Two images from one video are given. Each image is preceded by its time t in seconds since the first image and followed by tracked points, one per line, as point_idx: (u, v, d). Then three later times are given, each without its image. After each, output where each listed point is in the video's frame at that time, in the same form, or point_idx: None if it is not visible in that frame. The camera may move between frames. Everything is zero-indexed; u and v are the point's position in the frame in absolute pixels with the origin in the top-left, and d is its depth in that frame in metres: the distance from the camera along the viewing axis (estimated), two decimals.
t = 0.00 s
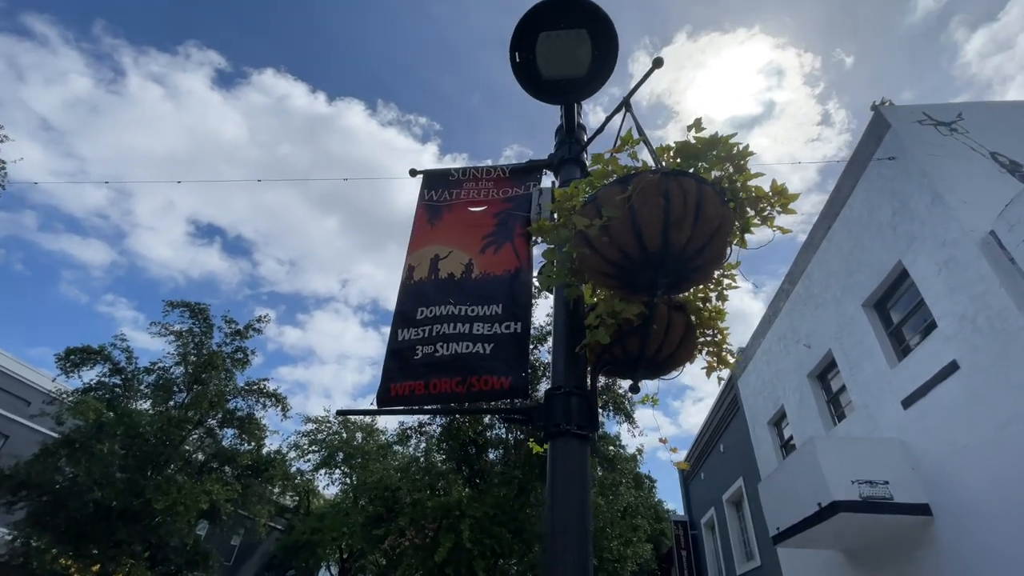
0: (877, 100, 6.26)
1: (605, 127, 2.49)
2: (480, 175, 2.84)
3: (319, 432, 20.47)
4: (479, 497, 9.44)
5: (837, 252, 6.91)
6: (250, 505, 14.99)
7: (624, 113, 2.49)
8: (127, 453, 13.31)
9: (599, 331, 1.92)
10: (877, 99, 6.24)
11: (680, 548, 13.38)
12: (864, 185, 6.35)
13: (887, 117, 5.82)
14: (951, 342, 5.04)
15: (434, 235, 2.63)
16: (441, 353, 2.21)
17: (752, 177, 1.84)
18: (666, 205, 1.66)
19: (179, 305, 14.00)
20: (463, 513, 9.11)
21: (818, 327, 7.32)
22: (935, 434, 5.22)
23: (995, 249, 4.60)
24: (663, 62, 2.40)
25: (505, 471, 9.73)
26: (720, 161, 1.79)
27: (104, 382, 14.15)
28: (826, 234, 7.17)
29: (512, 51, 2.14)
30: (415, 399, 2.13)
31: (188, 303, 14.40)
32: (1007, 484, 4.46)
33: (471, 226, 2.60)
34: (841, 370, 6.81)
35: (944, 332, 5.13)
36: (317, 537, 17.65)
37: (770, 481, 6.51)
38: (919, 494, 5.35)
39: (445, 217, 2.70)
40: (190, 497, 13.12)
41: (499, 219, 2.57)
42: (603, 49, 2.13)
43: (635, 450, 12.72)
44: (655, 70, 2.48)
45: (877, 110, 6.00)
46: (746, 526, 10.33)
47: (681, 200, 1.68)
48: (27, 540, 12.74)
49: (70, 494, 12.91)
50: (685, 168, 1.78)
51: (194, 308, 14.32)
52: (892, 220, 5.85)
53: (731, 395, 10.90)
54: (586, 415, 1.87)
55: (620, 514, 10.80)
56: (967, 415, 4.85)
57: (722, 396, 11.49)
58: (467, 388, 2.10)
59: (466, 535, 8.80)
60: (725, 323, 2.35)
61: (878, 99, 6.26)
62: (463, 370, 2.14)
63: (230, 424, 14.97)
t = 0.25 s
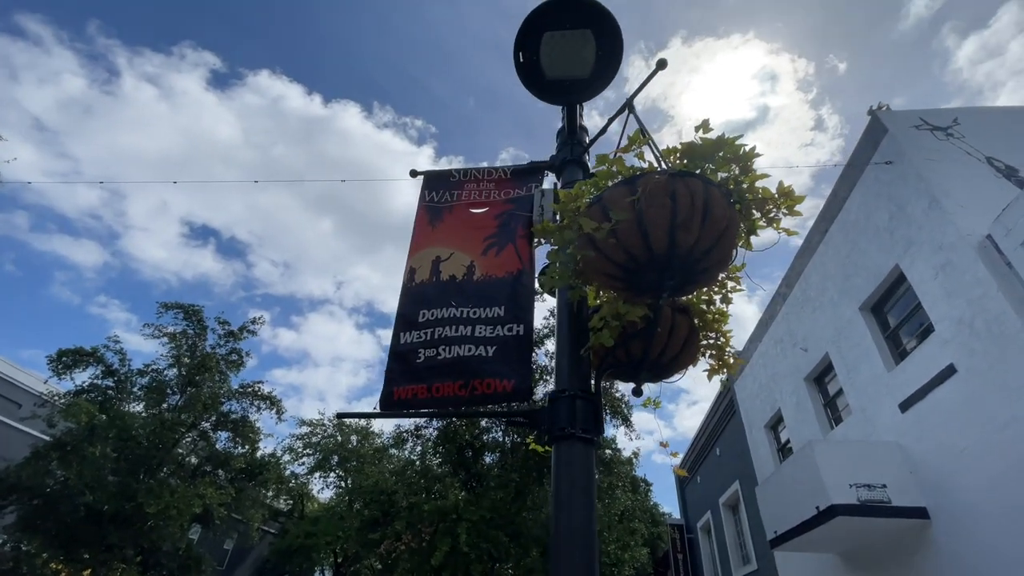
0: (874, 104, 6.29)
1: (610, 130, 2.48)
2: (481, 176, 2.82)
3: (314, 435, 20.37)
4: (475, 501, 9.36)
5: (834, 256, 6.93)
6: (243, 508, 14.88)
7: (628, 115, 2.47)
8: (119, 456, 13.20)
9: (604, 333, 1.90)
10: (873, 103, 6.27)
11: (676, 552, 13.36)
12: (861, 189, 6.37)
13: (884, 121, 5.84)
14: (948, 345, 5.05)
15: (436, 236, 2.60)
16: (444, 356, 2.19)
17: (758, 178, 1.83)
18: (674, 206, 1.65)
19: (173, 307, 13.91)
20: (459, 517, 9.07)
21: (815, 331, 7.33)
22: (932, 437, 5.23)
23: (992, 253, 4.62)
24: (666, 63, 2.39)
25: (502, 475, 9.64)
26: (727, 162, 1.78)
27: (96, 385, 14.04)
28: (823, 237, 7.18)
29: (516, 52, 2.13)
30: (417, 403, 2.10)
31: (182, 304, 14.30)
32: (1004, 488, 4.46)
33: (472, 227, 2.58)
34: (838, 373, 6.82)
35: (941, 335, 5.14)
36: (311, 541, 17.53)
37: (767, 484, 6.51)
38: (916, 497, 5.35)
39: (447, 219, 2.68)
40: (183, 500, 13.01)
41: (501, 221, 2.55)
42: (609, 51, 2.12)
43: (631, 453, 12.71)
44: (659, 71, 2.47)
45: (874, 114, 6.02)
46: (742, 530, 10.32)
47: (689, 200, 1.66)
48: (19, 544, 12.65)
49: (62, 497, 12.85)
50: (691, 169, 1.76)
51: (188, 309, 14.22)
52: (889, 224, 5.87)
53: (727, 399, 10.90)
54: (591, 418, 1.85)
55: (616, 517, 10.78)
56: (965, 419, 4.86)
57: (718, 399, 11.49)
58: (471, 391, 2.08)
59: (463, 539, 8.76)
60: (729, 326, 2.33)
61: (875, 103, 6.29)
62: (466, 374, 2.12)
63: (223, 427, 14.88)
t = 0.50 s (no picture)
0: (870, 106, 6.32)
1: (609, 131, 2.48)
2: (480, 177, 2.82)
3: (309, 436, 20.30)
4: (471, 501, 9.33)
5: (829, 257, 6.96)
6: (238, 509, 14.82)
7: (627, 115, 2.48)
8: (113, 457, 13.13)
9: (604, 335, 1.90)
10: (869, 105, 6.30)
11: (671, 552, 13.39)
12: (856, 190, 6.40)
13: (879, 124, 5.87)
14: (943, 346, 5.08)
15: (435, 236, 2.60)
16: (444, 357, 2.18)
17: (759, 179, 1.84)
18: (676, 206, 1.65)
19: (167, 307, 13.84)
20: (456, 518, 9.05)
21: (810, 332, 7.36)
22: (927, 437, 5.26)
23: (987, 254, 4.65)
24: (666, 64, 2.40)
25: (498, 475, 9.64)
26: (728, 162, 1.79)
27: (90, 385, 13.95)
28: (818, 239, 7.22)
29: (517, 53, 2.13)
30: (418, 404, 2.10)
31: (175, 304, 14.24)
32: (998, 487, 4.49)
33: (472, 227, 2.58)
34: (833, 374, 6.85)
35: (936, 336, 5.18)
36: (306, 542, 17.47)
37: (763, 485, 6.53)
38: (911, 497, 5.39)
39: (446, 219, 2.67)
40: (177, 502, 12.94)
41: (501, 221, 2.55)
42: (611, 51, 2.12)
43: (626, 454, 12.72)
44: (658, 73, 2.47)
45: (869, 117, 6.05)
46: (737, 530, 10.35)
47: (690, 201, 1.67)
48: (11, 546, 12.56)
49: (55, 497, 12.72)
50: (691, 170, 1.77)
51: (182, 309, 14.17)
52: (884, 226, 5.91)
53: (722, 399, 10.94)
54: (591, 418, 1.85)
55: (612, 517, 10.80)
56: (959, 419, 4.89)
57: (714, 399, 11.52)
58: (471, 392, 2.07)
59: (459, 540, 8.75)
60: (727, 326, 2.34)
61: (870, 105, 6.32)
62: (466, 374, 2.12)
63: (218, 427, 14.82)
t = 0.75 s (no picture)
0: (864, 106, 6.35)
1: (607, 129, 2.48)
2: (478, 176, 2.81)
3: (303, 435, 20.24)
4: (467, 499, 9.34)
5: (823, 256, 7.00)
6: (232, 509, 14.77)
7: (625, 114, 2.48)
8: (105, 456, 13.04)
9: (603, 334, 1.90)
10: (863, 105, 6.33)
11: (666, 550, 13.44)
12: (850, 190, 6.44)
13: (873, 124, 5.90)
14: (935, 345, 5.12)
15: (433, 235, 2.59)
16: (442, 356, 2.18)
17: (756, 180, 1.85)
18: (674, 205, 1.66)
19: (159, 306, 13.75)
20: (452, 517, 9.05)
21: (804, 331, 7.40)
22: (919, 435, 5.30)
23: (979, 254, 4.69)
24: (664, 63, 2.40)
25: (494, 474, 9.60)
26: (727, 162, 1.80)
27: (82, 384, 13.85)
28: (812, 238, 7.26)
29: (516, 52, 2.14)
30: (417, 404, 2.09)
31: (168, 303, 14.16)
32: (990, 485, 4.54)
33: (470, 226, 2.58)
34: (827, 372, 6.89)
35: (928, 335, 5.22)
36: (300, 541, 17.43)
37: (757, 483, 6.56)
38: (903, 495, 5.43)
39: (444, 218, 2.67)
40: (170, 501, 12.87)
41: (499, 220, 2.55)
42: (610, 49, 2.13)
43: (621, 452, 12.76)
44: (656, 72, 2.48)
45: (863, 117, 6.08)
46: (731, 528, 10.41)
47: (688, 201, 1.67)
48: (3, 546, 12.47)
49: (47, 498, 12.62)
50: (690, 170, 1.78)
51: (174, 308, 14.09)
52: (877, 226, 5.94)
53: (717, 397, 10.98)
54: (589, 417, 1.86)
55: (607, 515, 10.83)
56: (951, 418, 4.94)
57: (708, 398, 11.57)
58: (470, 391, 2.07)
59: (455, 539, 8.75)
60: (724, 326, 2.35)
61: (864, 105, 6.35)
62: (464, 374, 2.12)
63: (211, 426, 14.77)
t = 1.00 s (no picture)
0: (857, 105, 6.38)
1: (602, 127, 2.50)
2: (474, 174, 2.82)
3: (299, 433, 20.19)
4: (463, 497, 9.36)
5: (816, 255, 7.05)
6: (226, 507, 14.73)
7: (620, 113, 2.49)
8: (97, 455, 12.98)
9: (599, 333, 1.91)
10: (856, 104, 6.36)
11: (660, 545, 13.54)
12: (844, 189, 6.47)
13: (867, 123, 5.94)
14: (927, 343, 5.18)
15: (429, 234, 2.60)
16: (440, 355, 2.19)
17: (752, 180, 1.87)
18: (670, 203, 1.67)
19: (153, 303, 13.68)
20: (448, 514, 9.06)
21: (797, 328, 7.45)
22: (911, 431, 5.36)
23: (970, 253, 4.73)
24: (660, 63, 2.41)
25: (489, 471, 9.61)
26: (722, 162, 1.81)
27: (74, 382, 13.76)
28: (806, 237, 7.30)
29: (513, 50, 2.14)
30: (414, 403, 2.10)
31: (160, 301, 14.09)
32: (980, 481, 4.59)
33: (467, 224, 2.58)
34: (820, 370, 6.94)
35: (920, 333, 5.27)
36: (295, 539, 17.41)
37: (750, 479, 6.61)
38: (895, 491, 5.48)
39: (440, 217, 2.67)
40: (164, 500, 12.83)
41: (495, 219, 2.56)
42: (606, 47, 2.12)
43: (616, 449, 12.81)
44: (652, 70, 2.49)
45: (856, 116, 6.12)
46: (725, 523, 10.48)
47: (686, 199, 1.69)
48: None
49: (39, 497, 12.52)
50: (686, 170, 1.80)
51: (167, 306, 14.03)
52: (870, 224, 5.99)
53: (711, 394, 11.03)
54: (586, 415, 1.87)
55: (602, 512, 10.88)
56: (942, 415, 4.99)
57: (702, 395, 11.63)
58: (468, 390, 2.08)
59: (450, 536, 8.77)
60: (719, 324, 2.37)
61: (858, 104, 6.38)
62: (462, 373, 2.13)
63: (205, 424, 14.72)
